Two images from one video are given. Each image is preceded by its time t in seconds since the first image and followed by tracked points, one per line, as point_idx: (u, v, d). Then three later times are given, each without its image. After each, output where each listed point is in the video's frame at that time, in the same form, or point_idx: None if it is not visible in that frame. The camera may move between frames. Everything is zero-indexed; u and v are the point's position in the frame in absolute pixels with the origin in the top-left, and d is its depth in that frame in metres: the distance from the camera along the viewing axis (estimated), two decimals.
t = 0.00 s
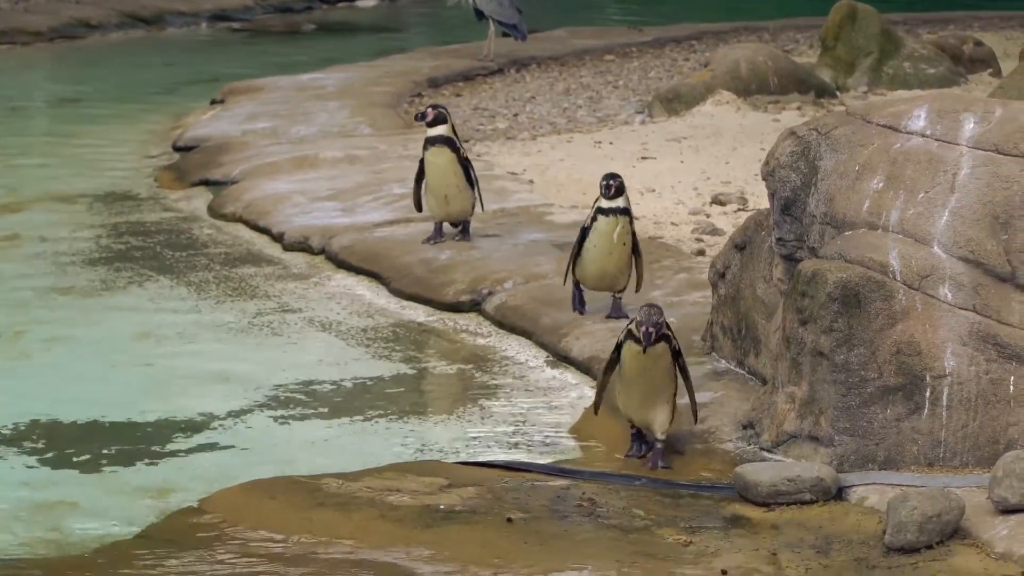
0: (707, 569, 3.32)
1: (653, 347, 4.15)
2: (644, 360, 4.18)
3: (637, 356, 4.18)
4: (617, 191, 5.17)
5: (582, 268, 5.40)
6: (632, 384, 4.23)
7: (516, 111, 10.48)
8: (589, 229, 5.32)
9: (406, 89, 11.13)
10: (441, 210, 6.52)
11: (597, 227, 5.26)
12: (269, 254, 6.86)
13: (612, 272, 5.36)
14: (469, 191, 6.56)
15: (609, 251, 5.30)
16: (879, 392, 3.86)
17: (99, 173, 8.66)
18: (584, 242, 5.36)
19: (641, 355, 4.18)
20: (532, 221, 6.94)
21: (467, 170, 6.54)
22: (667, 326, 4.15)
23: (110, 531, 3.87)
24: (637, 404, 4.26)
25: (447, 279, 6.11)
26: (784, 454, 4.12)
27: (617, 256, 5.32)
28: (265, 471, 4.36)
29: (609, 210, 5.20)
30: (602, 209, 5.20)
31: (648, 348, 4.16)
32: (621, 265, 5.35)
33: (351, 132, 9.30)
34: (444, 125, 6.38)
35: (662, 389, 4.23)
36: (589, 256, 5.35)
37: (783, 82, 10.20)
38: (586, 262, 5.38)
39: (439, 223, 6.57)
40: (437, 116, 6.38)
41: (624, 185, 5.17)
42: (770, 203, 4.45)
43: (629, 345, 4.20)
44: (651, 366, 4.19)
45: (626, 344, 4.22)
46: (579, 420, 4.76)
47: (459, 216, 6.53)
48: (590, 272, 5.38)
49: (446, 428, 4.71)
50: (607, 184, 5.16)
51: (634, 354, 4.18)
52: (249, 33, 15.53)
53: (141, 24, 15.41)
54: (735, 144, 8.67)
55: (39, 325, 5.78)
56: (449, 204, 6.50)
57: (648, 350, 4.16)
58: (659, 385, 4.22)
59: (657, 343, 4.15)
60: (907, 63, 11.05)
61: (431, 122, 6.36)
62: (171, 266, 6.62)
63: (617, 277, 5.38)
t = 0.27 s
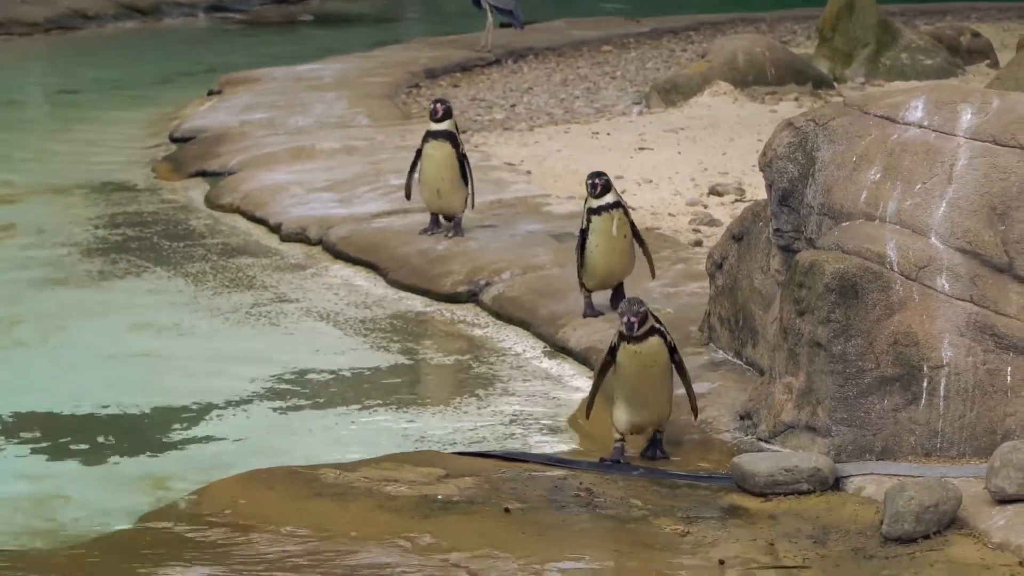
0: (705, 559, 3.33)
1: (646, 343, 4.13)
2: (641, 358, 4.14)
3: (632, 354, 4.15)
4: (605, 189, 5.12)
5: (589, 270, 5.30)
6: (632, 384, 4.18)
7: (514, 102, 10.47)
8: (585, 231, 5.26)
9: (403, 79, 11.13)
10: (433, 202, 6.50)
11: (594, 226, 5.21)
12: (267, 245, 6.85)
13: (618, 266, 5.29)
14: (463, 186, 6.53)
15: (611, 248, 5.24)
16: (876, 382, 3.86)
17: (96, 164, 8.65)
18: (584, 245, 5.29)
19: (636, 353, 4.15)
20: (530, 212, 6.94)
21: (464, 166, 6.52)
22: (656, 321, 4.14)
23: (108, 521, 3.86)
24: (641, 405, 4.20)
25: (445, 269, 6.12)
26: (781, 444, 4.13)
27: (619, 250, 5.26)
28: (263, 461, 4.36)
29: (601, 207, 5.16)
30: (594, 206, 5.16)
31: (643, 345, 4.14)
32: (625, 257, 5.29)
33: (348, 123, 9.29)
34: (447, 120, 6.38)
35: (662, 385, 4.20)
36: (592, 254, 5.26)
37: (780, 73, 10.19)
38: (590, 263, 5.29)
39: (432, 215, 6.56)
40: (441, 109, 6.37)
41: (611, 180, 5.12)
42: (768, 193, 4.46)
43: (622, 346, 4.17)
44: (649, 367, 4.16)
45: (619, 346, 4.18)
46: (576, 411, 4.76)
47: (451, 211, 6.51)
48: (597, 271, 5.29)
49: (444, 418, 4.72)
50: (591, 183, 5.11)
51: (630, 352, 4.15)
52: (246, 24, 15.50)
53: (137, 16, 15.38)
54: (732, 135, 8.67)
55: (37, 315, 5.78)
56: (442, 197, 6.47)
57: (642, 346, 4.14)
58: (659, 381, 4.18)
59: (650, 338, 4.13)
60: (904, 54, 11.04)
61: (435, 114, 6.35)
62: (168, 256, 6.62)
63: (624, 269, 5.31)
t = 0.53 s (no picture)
0: (698, 537, 3.33)
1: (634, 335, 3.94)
2: (625, 348, 3.96)
3: (617, 342, 3.97)
4: (623, 172, 4.96)
5: (591, 249, 5.20)
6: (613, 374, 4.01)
7: (508, 80, 10.44)
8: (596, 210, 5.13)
9: (397, 58, 11.09)
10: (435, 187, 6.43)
11: (604, 208, 5.07)
12: (260, 224, 6.83)
13: (621, 253, 5.16)
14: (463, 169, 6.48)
15: (617, 233, 5.11)
16: (870, 360, 3.86)
17: (90, 142, 8.63)
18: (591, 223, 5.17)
19: (621, 343, 3.97)
20: (524, 189, 6.93)
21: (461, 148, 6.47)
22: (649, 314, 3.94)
23: (103, 499, 3.86)
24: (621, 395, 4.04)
25: (439, 247, 6.11)
26: (775, 422, 4.13)
27: (625, 237, 5.12)
28: (257, 439, 4.36)
29: (615, 191, 5.00)
30: (607, 189, 5.01)
31: (630, 336, 3.95)
32: (629, 246, 5.15)
33: (343, 102, 9.27)
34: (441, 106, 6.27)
35: (645, 381, 4.00)
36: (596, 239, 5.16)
37: (775, 51, 10.17)
38: (594, 243, 5.18)
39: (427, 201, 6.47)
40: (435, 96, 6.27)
41: (631, 165, 4.96)
42: (763, 172, 4.45)
43: (609, 332, 3.99)
44: (630, 356, 3.97)
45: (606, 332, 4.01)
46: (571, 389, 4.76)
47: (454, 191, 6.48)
48: (598, 254, 5.18)
49: (438, 396, 4.72)
50: (612, 164, 4.95)
51: (615, 340, 3.97)
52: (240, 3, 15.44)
53: None
54: (727, 113, 8.65)
55: (31, 294, 5.77)
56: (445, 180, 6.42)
57: (629, 338, 3.95)
58: (642, 375, 3.99)
59: (638, 331, 3.94)
60: (899, 32, 11.02)
61: (431, 102, 6.24)
62: (162, 234, 6.60)
63: (627, 257, 5.18)
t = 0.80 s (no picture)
0: (691, 513, 3.34)
1: (643, 313, 3.89)
2: (638, 328, 3.90)
3: (628, 324, 3.90)
4: (604, 155, 4.96)
5: (587, 238, 5.13)
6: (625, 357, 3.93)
7: (501, 57, 10.41)
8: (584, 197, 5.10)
9: (390, 34, 11.05)
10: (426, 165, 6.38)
11: (592, 192, 5.05)
12: (253, 199, 6.82)
13: (617, 236, 5.11)
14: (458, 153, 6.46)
15: (609, 214, 5.07)
16: (862, 336, 3.87)
17: (82, 118, 8.59)
18: (581, 211, 5.14)
19: (633, 323, 3.89)
20: (517, 166, 6.92)
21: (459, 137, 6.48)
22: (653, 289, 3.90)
23: (96, 474, 3.86)
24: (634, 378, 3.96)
25: (432, 223, 6.10)
26: (768, 398, 4.14)
27: (617, 217, 5.09)
28: (250, 414, 4.36)
29: (601, 174, 4.98)
30: (592, 173, 4.99)
31: (640, 315, 3.89)
32: (623, 225, 5.11)
33: (335, 78, 9.24)
34: (447, 90, 6.37)
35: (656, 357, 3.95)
36: (590, 225, 5.10)
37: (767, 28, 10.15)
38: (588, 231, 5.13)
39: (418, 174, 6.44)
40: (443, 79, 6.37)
41: (611, 147, 4.96)
42: (755, 148, 4.45)
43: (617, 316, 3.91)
44: (642, 335, 3.91)
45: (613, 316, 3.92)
46: (564, 365, 4.76)
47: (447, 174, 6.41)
48: (595, 240, 5.12)
49: (430, 372, 4.72)
50: (591, 149, 4.96)
51: (626, 323, 3.89)
52: None
53: None
54: (719, 89, 8.64)
55: (23, 269, 5.75)
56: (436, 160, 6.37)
57: (640, 317, 3.89)
58: (654, 353, 3.94)
59: (647, 308, 3.89)
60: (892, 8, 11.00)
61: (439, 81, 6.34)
62: (155, 210, 6.59)
63: (623, 238, 5.14)
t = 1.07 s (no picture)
0: (689, 495, 3.34)
1: (641, 307, 3.79)
2: (634, 324, 3.80)
3: (626, 320, 3.80)
4: (617, 145, 4.92)
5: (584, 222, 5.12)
6: (621, 352, 3.84)
7: (498, 39, 10.38)
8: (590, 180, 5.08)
9: (387, 16, 11.02)
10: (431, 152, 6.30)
11: (597, 177, 5.03)
12: (250, 181, 6.81)
13: (614, 228, 5.08)
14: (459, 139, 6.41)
15: (609, 204, 5.05)
16: (860, 318, 3.86)
17: (78, 100, 8.57)
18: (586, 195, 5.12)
19: (631, 319, 3.80)
20: (514, 148, 6.91)
21: (460, 118, 6.43)
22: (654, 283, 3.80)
23: (95, 456, 3.86)
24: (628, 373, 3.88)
25: (429, 205, 6.09)
26: (765, 379, 4.14)
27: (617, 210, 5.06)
28: (248, 396, 4.36)
29: (609, 162, 4.96)
30: (601, 159, 4.97)
31: (639, 310, 3.79)
32: (623, 220, 5.08)
33: (332, 60, 9.21)
34: (444, 71, 6.28)
35: (651, 352, 3.87)
36: (590, 210, 5.09)
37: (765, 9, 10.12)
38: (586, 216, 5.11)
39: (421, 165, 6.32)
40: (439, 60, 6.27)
41: (626, 137, 4.92)
42: (753, 129, 4.44)
43: (615, 310, 3.82)
44: (639, 329, 3.81)
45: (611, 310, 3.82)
46: (562, 347, 4.76)
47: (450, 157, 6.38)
48: (591, 227, 5.10)
49: (428, 354, 4.72)
50: (607, 134, 4.93)
51: (624, 318, 3.80)
52: None
53: None
54: (717, 71, 8.62)
55: (21, 252, 5.75)
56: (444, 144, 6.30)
57: (638, 312, 3.79)
58: (650, 348, 3.85)
59: (647, 303, 3.79)
60: None
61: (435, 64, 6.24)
62: (153, 193, 6.58)
63: (620, 233, 5.10)
